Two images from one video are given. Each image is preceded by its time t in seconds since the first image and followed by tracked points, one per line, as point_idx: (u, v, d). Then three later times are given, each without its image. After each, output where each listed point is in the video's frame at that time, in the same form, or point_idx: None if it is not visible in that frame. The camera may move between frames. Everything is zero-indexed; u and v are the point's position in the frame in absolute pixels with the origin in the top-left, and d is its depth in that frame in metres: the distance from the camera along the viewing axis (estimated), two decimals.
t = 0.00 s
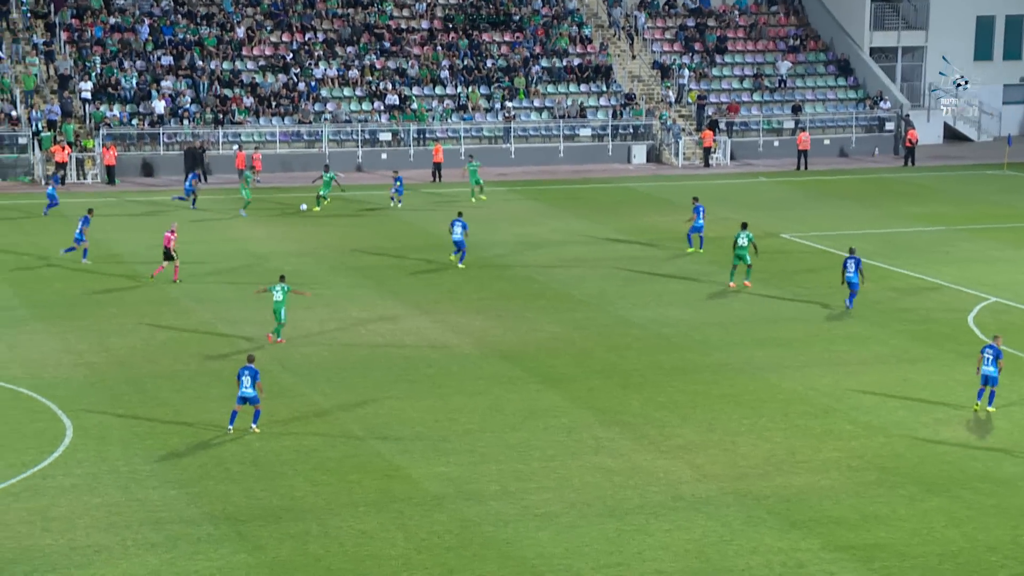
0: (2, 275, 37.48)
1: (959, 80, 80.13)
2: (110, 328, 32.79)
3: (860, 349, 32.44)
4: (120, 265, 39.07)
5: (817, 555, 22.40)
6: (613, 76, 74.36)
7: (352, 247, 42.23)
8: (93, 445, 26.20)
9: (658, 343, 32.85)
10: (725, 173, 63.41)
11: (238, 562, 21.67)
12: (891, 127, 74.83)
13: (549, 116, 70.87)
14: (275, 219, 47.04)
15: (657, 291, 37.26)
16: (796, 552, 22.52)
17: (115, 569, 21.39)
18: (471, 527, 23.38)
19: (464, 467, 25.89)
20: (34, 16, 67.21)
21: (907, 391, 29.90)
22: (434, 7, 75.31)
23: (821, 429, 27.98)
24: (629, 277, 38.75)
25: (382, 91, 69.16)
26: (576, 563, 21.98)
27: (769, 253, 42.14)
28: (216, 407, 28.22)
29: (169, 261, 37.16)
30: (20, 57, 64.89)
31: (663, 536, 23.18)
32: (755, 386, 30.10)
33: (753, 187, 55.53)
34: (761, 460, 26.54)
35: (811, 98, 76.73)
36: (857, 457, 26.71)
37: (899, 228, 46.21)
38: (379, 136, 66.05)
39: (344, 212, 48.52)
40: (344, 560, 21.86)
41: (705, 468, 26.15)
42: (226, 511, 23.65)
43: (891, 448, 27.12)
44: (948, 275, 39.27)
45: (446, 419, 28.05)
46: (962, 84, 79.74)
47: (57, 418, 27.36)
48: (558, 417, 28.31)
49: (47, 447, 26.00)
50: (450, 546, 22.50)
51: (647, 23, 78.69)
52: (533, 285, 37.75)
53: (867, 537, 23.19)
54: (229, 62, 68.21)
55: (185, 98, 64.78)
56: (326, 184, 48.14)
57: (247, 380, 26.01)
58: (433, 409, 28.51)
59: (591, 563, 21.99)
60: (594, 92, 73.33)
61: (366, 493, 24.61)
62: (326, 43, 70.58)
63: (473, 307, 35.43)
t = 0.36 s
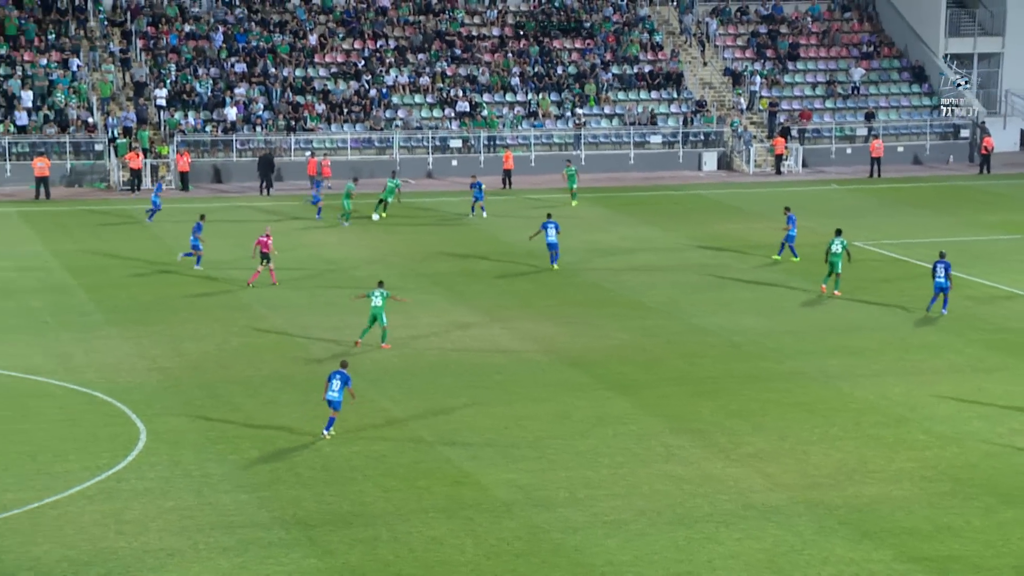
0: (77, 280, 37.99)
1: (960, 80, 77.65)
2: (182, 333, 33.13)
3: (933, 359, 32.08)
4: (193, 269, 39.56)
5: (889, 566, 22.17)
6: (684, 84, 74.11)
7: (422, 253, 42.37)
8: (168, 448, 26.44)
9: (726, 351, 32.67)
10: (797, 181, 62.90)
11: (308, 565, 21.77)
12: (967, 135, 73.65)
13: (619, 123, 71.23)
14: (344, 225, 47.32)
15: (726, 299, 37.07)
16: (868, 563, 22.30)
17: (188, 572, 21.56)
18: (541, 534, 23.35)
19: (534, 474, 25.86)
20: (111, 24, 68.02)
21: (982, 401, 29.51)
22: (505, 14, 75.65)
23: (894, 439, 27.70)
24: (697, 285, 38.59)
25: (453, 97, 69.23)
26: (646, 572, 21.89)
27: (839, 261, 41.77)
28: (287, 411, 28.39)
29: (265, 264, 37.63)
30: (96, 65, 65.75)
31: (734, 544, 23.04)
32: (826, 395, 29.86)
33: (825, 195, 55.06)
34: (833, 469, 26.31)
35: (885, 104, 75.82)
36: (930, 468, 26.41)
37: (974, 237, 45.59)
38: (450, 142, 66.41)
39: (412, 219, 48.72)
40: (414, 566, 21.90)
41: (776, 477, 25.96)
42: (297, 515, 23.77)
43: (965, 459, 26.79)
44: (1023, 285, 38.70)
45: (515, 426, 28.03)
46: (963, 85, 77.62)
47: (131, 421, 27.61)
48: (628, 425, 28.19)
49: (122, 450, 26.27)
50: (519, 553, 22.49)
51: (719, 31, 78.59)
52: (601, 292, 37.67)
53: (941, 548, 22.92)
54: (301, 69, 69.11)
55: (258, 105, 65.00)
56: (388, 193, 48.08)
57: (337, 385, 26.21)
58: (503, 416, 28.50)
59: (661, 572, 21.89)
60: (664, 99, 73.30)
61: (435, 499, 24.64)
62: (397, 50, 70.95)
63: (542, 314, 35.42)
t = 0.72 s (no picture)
0: (93, 279, 38.24)
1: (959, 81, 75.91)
2: (197, 331, 33.35)
3: (947, 358, 32.04)
4: (211, 268, 39.80)
5: (902, 566, 22.21)
6: (701, 83, 73.89)
7: (437, 252, 42.47)
8: (181, 447, 26.64)
9: (739, 350, 32.69)
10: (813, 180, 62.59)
11: (321, 564, 21.96)
12: (985, 134, 73.31)
13: (636, 122, 70.78)
14: (359, 224, 47.47)
15: (741, 297, 37.06)
16: (881, 562, 22.35)
17: (201, 569, 21.77)
18: (553, 533, 23.48)
19: (546, 473, 25.98)
20: (130, 24, 68.42)
21: (996, 401, 29.45)
22: (523, 14, 75.57)
23: (907, 439, 27.68)
24: (711, 284, 38.60)
25: (470, 97, 69.16)
26: (658, 571, 22.00)
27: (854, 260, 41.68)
28: (300, 410, 28.56)
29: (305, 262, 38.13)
30: (115, 65, 66.06)
31: (745, 544, 23.12)
32: (839, 395, 29.86)
33: (840, 194, 54.91)
34: (845, 469, 26.34)
35: (902, 104, 75.54)
36: (943, 467, 26.41)
37: (990, 236, 45.38)
38: (466, 142, 66.35)
39: (427, 217, 48.87)
40: (425, 565, 22.06)
41: (788, 477, 26.00)
42: (309, 514, 23.95)
43: (978, 458, 26.77)
44: None
45: (528, 425, 28.15)
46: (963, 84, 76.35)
47: (145, 420, 27.82)
48: (640, 425, 28.26)
49: (136, 449, 26.50)
50: (530, 552, 22.62)
51: (737, 30, 78.37)
52: (615, 291, 37.70)
53: (954, 548, 22.95)
54: (319, 69, 69.36)
55: (276, 105, 65.21)
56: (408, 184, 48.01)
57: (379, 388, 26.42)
58: (516, 415, 28.61)
59: (673, 571, 21.99)
60: (681, 99, 73.03)
61: (447, 497, 24.79)
62: (414, 50, 71.03)
63: (556, 313, 35.51)
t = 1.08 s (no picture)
0: (57, 277, 38.31)
1: (959, 80, 77.62)
2: (160, 329, 33.52)
3: (903, 353, 32.62)
4: (175, 267, 39.92)
5: (856, 557, 22.72)
6: (660, 83, 74.43)
7: (399, 251, 42.76)
8: (146, 444, 26.86)
9: (699, 346, 33.17)
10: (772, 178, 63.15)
11: (285, 559, 22.27)
12: (937, 134, 74.25)
13: (597, 121, 71.78)
14: (322, 222, 47.68)
15: (700, 294, 37.55)
16: (836, 554, 22.85)
17: (166, 565, 22.04)
18: (514, 527, 23.87)
19: (507, 468, 26.36)
20: (93, 23, 68.21)
21: (948, 395, 30.07)
22: (484, 14, 75.81)
23: (862, 433, 28.22)
24: (672, 281, 39.07)
25: (432, 97, 69.43)
26: (617, 564, 22.43)
27: (812, 256, 42.27)
28: (264, 407, 28.82)
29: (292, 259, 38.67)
30: (77, 64, 65.81)
31: (704, 536, 23.58)
32: (796, 390, 30.38)
33: (798, 192, 55.54)
34: (801, 462, 26.85)
35: (858, 104, 76.23)
36: (897, 460, 26.95)
37: (945, 233, 46.10)
38: (428, 141, 66.61)
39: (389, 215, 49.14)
40: (388, 559, 22.40)
41: (745, 471, 26.47)
42: (273, 510, 24.24)
43: (932, 451, 27.34)
44: (993, 280, 39.26)
45: (489, 421, 28.51)
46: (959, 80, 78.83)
47: (109, 417, 28.02)
48: (601, 420, 28.68)
49: (100, 446, 26.72)
50: (492, 546, 23.01)
51: (696, 30, 78.95)
52: (577, 288, 38.11)
53: (908, 539, 23.48)
54: (283, 69, 69.27)
55: (240, 104, 65.33)
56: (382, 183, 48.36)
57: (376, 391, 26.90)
58: (478, 411, 28.98)
59: (632, 564, 22.42)
60: (641, 98, 73.53)
61: (411, 492, 25.13)
62: (377, 49, 71.22)
63: (518, 310, 35.91)
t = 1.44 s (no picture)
0: (15, 278, 38.36)
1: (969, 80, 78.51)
2: (119, 329, 33.67)
3: (851, 350, 33.31)
4: (133, 267, 40.03)
5: (806, 550, 23.29)
6: (613, 84, 75.07)
7: (355, 251, 43.07)
8: (105, 443, 27.06)
9: (653, 344, 33.71)
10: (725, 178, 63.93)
11: (245, 556, 22.58)
12: (884, 134, 75.38)
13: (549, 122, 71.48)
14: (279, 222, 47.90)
15: (654, 293, 38.11)
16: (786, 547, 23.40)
17: (126, 562, 22.30)
18: (471, 522, 24.29)
19: (464, 465, 26.76)
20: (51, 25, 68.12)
21: (895, 391, 30.77)
22: (439, 17, 76.25)
23: (811, 428, 28.84)
24: (627, 279, 39.62)
25: (389, 98, 69.75)
26: (572, 558, 22.90)
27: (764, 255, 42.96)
28: (223, 406, 29.07)
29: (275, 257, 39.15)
30: (35, 66, 65.73)
31: (657, 530, 24.09)
32: (748, 386, 30.97)
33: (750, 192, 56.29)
34: (752, 457, 27.42)
35: (805, 104, 77.16)
36: (846, 455, 27.58)
37: (893, 232, 46.95)
38: (385, 142, 66.86)
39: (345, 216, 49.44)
40: (347, 555, 22.77)
41: (697, 466, 27.00)
42: (232, 508, 24.54)
43: (879, 446, 28.00)
44: (939, 278, 40.09)
45: (446, 418, 28.91)
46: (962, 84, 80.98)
47: (68, 417, 28.20)
48: (556, 417, 29.14)
49: (58, 445, 26.89)
50: (449, 541, 23.42)
51: (648, 33, 79.60)
52: (533, 288, 38.59)
53: (856, 532, 24.07)
54: (241, 71, 69.61)
55: (198, 105, 65.39)
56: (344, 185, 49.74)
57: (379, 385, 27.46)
58: (434, 409, 29.38)
59: (587, 558, 22.89)
60: (594, 99, 74.08)
61: (368, 489, 25.49)
62: (334, 52, 71.41)
63: (474, 309, 36.34)
